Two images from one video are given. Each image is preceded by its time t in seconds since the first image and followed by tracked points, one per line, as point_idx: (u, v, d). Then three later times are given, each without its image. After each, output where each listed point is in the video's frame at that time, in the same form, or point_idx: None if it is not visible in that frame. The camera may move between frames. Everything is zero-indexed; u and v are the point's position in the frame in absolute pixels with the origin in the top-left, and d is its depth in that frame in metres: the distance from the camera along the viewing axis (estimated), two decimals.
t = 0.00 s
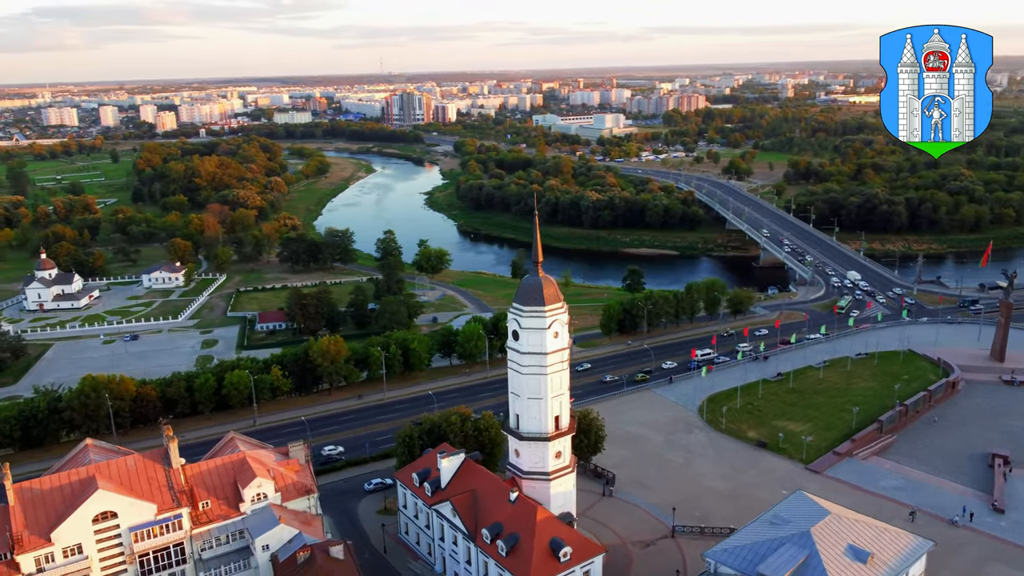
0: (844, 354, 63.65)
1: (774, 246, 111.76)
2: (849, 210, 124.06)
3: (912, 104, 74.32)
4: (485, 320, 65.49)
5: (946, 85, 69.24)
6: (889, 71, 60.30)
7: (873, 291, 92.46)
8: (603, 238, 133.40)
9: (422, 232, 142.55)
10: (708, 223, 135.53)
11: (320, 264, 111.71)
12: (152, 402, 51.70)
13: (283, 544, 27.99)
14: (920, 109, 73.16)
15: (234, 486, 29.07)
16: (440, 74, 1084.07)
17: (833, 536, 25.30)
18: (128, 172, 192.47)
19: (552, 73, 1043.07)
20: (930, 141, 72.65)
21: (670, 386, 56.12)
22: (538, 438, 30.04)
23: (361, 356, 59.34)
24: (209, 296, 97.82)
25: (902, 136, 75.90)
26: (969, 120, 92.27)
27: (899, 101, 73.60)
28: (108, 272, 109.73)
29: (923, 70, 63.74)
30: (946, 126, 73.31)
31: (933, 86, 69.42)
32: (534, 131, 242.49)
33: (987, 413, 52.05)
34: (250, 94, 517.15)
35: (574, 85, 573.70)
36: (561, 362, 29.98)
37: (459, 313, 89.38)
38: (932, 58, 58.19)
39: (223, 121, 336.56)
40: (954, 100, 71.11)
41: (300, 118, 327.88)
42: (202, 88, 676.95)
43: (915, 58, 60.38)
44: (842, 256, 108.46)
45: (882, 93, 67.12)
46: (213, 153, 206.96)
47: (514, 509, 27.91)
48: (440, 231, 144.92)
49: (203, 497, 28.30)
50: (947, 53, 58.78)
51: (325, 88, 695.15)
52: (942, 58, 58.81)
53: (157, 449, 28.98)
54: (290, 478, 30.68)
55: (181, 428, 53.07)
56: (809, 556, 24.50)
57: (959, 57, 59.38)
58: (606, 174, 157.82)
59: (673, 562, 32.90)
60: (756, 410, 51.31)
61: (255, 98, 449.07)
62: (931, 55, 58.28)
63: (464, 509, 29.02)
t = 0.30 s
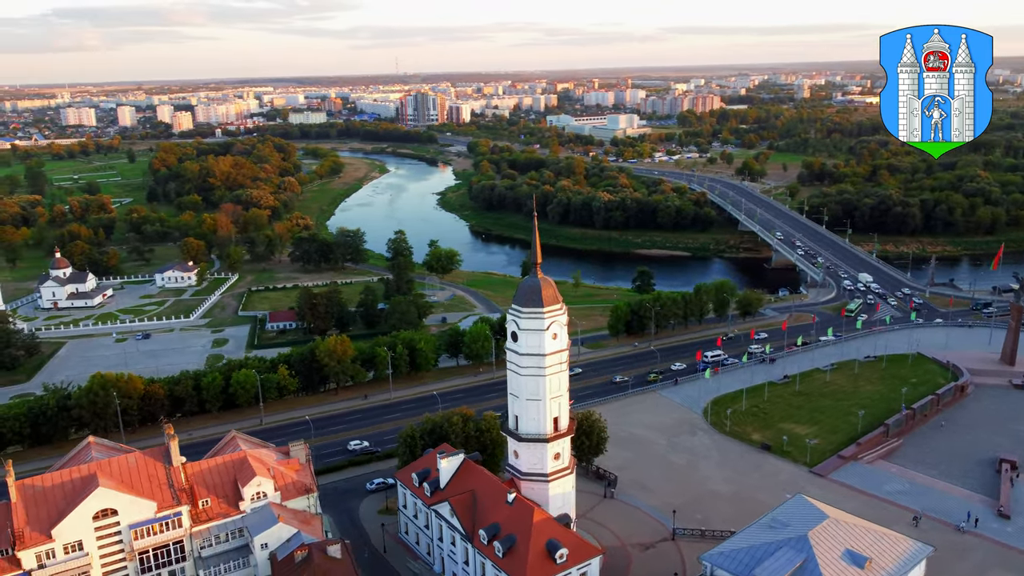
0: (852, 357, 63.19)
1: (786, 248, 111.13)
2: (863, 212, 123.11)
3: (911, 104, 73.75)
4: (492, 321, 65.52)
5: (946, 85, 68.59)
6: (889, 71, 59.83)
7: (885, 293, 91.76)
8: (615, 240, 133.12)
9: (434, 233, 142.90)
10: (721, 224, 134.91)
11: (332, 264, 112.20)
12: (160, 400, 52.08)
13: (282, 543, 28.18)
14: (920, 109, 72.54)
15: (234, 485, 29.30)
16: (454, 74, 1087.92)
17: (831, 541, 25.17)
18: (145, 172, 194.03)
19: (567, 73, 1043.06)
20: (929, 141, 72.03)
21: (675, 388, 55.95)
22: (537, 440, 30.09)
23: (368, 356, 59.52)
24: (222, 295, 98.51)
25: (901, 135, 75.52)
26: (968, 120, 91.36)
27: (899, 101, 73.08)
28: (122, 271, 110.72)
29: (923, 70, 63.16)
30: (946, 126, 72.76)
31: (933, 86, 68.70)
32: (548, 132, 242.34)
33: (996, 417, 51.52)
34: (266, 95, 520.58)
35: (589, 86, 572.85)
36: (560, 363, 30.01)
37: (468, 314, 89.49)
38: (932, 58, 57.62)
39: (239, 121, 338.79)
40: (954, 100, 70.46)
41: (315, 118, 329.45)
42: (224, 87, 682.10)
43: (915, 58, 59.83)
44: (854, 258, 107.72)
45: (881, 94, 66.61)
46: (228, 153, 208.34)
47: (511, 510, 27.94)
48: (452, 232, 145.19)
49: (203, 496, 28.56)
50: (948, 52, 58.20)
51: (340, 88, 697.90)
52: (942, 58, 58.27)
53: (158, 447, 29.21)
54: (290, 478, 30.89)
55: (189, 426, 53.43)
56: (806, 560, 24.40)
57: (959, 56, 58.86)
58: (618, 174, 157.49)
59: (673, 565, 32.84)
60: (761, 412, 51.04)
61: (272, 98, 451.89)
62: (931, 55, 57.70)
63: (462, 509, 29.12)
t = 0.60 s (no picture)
0: (860, 360, 62.77)
1: (798, 249, 110.58)
2: (877, 213, 122.10)
3: (911, 104, 73.38)
4: (499, 321, 65.49)
5: (946, 86, 68.00)
6: (889, 71, 59.36)
7: (897, 296, 91.02)
8: (626, 240, 132.78)
9: (446, 233, 143.14)
10: (733, 225, 134.30)
11: (343, 264, 112.63)
12: (167, 399, 52.38)
13: (280, 541, 28.37)
14: (920, 109, 72.14)
15: (234, 483, 29.54)
16: (468, 74, 1089.19)
17: (829, 544, 25.07)
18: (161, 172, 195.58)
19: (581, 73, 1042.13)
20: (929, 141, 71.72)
21: (681, 390, 55.79)
22: (536, 440, 30.11)
23: (375, 356, 59.66)
24: (233, 294, 99.15)
25: (901, 135, 75.71)
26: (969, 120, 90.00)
27: (899, 101, 72.63)
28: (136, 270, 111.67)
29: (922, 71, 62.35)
30: (946, 126, 72.29)
31: (933, 85, 67.77)
32: (561, 132, 242.04)
33: (1005, 421, 51.01)
34: (282, 95, 523.47)
35: (604, 86, 571.51)
36: (558, 364, 30.00)
37: (478, 314, 89.60)
38: (933, 58, 56.82)
39: (255, 121, 340.71)
40: (954, 100, 69.96)
41: (330, 118, 330.83)
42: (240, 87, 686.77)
43: (915, 58, 59.05)
44: (866, 260, 106.96)
45: (880, 94, 66.16)
46: (243, 153, 209.63)
47: (508, 511, 27.97)
48: (464, 232, 145.33)
49: (203, 494, 28.82)
50: (948, 52, 57.50)
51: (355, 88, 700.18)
52: (942, 58, 57.80)
53: (159, 445, 29.43)
54: (290, 476, 31.11)
55: (196, 424, 53.77)
56: (802, 564, 24.31)
57: (959, 57, 58.29)
58: (630, 175, 157.11)
59: (672, 567, 32.82)
60: (767, 414, 50.80)
61: (287, 98, 454.02)
62: (931, 55, 56.84)
63: (460, 509, 29.22)
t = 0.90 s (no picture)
0: (869, 361, 62.33)
1: (809, 250, 109.96)
2: (891, 214, 121.09)
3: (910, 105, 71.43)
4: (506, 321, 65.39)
5: (947, 85, 66.73)
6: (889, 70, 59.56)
7: (909, 297, 90.25)
8: (637, 241, 132.45)
9: (458, 232, 143.33)
10: (745, 225, 133.68)
11: (354, 263, 113.01)
12: (175, 396, 52.72)
13: (279, 539, 28.56)
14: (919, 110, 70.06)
15: (234, 480, 29.80)
16: (482, 73, 1090.56)
17: (826, 547, 24.99)
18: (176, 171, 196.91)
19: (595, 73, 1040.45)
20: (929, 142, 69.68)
21: (686, 391, 55.61)
22: (534, 440, 30.14)
23: (381, 355, 59.74)
24: (245, 293, 99.73)
25: (900, 137, 73.57)
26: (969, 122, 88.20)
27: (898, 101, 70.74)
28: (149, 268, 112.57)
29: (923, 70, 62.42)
30: (946, 126, 70.01)
31: (933, 85, 66.74)
32: (575, 132, 241.69)
33: (1014, 424, 50.51)
34: (297, 95, 525.88)
35: (618, 86, 570.10)
36: (557, 365, 30.04)
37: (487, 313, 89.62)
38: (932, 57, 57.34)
39: (270, 120, 342.34)
40: (955, 100, 68.30)
41: (344, 118, 331.96)
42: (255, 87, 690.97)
43: (914, 58, 59.26)
44: (879, 261, 106.16)
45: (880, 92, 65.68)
46: (258, 152, 210.73)
47: (506, 510, 28.04)
48: (475, 232, 145.43)
49: (203, 491, 29.12)
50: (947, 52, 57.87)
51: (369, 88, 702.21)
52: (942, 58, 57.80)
53: (159, 442, 29.73)
54: (290, 474, 31.38)
55: (203, 421, 54.08)
56: (799, 565, 24.24)
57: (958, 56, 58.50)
58: (642, 174, 156.70)
59: (672, 569, 32.73)
60: (772, 416, 50.57)
61: (301, 98, 455.72)
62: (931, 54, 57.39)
63: (458, 509, 29.31)
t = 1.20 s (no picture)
0: (877, 364, 61.93)
1: (821, 251, 109.34)
2: (904, 216, 120.07)
3: (911, 104, 69.34)
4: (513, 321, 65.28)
5: (947, 85, 66.76)
6: (890, 70, 59.86)
7: (922, 300, 89.44)
8: (648, 241, 132.07)
9: (469, 232, 143.48)
10: (757, 227, 133.06)
11: (365, 263, 113.40)
12: (181, 394, 53.02)
13: (277, 536, 28.73)
14: (920, 109, 68.86)
15: (234, 477, 30.04)
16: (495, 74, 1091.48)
17: (823, 550, 24.84)
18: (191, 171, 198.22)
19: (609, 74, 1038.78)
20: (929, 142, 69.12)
21: (692, 392, 55.41)
22: (533, 440, 30.15)
23: (388, 354, 59.83)
24: (256, 292, 100.29)
25: (901, 135, 72.38)
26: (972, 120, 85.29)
27: (898, 101, 68.95)
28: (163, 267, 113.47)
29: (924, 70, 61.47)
30: (946, 126, 70.05)
31: (933, 85, 66.59)
32: (588, 132, 241.29)
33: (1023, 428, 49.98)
34: (312, 96, 528.83)
35: (633, 86, 568.57)
36: (556, 365, 30.04)
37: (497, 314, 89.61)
38: (932, 58, 57.73)
39: (285, 120, 344.13)
40: (954, 99, 67.90)
41: (358, 119, 332.98)
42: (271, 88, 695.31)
43: (914, 58, 59.49)
44: (891, 263, 105.33)
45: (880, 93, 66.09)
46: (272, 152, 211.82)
47: (503, 510, 28.11)
48: (486, 232, 145.49)
49: (203, 488, 29.39)
50: (948, 53, 58.20)
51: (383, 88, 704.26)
52: (943, 58, 58.15)
53: (160, 438, 30.09)
54: (291, 472, 31.59)
55: (210, 420, 54.38)
56: (795, 568, 24.14)
57: (959, 56, 59.01)
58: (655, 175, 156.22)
59: (671, 571, 32.69)
60: (777, 418, 50.35)
61: (316, 99, 457.66)
62: (931, 55, 57.74)
63: (456, 508, 29.41)
